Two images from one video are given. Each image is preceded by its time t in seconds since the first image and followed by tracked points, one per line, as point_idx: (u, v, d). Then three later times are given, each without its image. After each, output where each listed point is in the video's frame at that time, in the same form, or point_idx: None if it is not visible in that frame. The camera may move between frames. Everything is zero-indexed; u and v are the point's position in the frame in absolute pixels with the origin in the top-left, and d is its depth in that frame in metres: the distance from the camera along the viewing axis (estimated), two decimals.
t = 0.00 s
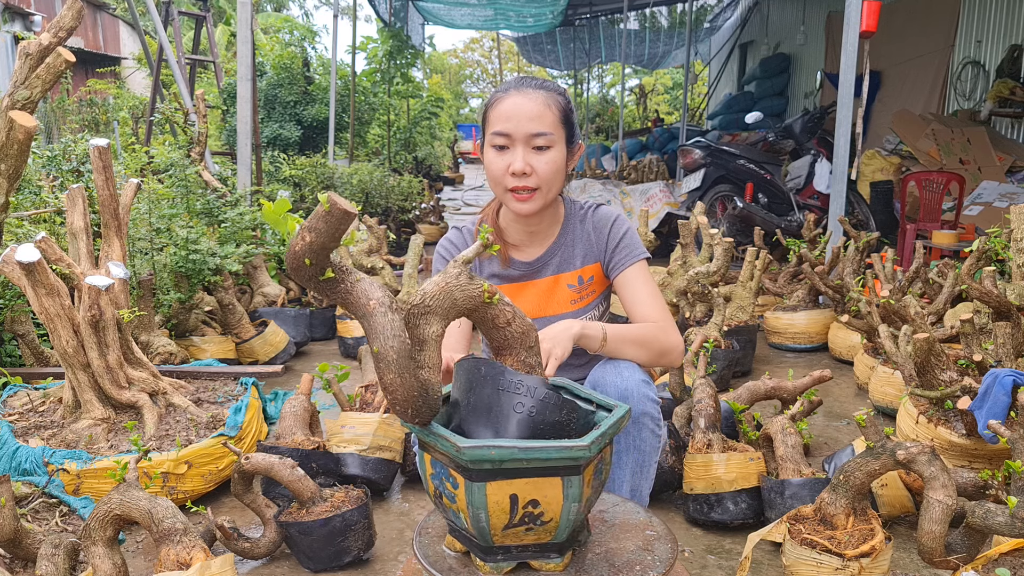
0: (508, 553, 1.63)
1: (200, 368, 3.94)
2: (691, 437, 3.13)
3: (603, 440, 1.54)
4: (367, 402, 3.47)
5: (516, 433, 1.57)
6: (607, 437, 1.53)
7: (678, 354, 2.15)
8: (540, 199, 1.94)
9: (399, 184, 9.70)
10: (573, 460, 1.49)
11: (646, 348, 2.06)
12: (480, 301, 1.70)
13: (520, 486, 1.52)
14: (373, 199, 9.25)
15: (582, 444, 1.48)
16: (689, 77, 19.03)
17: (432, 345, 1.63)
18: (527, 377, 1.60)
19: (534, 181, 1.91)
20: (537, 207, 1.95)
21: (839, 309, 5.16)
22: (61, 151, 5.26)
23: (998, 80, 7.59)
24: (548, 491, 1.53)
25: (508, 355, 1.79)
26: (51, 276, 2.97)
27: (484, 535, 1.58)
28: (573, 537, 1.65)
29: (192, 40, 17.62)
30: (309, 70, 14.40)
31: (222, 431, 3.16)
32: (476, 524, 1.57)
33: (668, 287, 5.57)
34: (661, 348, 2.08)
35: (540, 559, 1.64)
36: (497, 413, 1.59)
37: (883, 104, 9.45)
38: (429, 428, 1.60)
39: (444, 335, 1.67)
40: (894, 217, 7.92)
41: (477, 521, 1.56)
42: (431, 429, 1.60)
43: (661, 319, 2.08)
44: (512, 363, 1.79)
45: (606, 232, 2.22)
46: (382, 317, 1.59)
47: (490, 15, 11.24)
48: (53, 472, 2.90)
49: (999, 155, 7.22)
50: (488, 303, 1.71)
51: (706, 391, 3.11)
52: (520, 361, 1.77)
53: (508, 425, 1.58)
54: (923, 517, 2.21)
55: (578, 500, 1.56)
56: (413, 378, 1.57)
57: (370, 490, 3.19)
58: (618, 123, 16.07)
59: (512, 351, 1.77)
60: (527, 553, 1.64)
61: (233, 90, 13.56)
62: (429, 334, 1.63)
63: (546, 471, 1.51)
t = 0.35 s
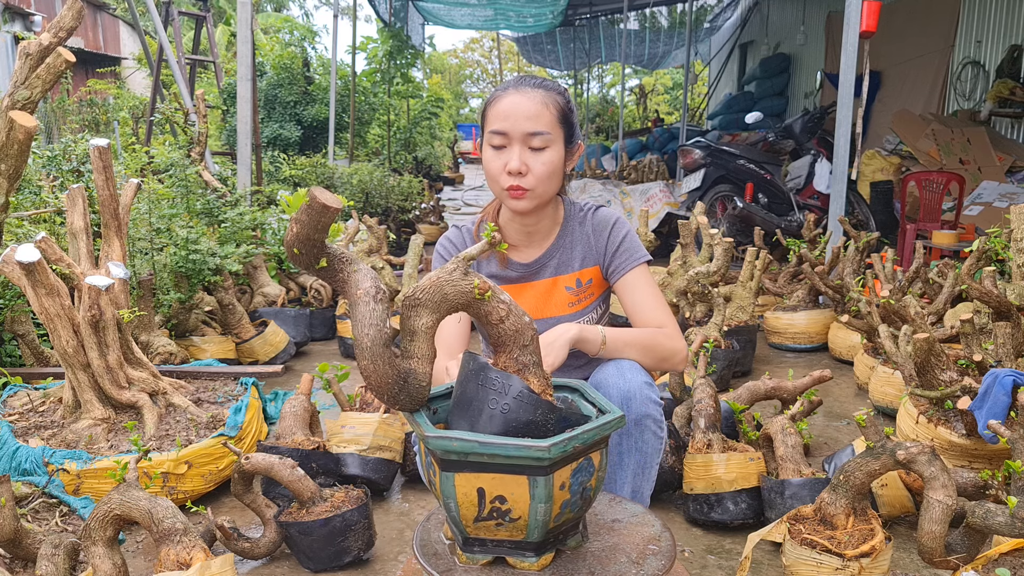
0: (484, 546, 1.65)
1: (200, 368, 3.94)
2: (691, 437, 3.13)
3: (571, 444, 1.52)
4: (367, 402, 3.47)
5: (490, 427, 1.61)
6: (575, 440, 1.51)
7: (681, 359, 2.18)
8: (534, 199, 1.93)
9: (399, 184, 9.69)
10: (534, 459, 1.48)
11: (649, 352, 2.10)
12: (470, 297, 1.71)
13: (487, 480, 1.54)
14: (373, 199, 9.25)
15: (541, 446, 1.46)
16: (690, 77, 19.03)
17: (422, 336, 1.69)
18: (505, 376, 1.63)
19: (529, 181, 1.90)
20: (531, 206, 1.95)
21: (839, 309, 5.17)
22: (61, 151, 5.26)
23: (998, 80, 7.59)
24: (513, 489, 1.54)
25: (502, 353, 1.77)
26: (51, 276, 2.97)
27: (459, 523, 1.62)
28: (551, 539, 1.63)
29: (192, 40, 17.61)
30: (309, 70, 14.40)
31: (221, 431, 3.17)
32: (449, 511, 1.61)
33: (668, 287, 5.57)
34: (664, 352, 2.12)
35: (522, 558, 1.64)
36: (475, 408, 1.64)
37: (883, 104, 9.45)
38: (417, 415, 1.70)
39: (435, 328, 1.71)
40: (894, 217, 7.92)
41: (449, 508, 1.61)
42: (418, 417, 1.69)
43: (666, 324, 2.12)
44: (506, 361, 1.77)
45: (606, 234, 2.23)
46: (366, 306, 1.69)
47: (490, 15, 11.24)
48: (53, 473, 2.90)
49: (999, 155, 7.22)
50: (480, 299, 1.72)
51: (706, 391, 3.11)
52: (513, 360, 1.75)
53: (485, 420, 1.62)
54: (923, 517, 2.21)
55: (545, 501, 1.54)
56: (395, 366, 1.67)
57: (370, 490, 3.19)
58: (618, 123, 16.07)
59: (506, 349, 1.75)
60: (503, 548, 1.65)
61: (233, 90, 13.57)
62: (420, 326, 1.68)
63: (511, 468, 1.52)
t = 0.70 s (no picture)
0: (461, 530, 1.70)
1: (200, 368, 3.94)
2: (691, 437, 3.13)
3: (522, 441, 1.51)
4: (367, 402, 3.46)
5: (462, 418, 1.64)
6: (526, 438, 1.51)
7: (668, 360, 2.13)
8: (525, 196, 1.94)
9: (399, 184, 9.69)
10: (483, 452, 1.51)
11: (630, 354, 2.08)
12: (471, 290, 1.73)
13: (450, 465, 1.60)
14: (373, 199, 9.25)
15: (486, 438, 1.49)
16: (689, 78, 19.04)
17: (429, 324, 1.79)
18: (481, 369, 1.64)
19: (520, 178, 1.91)
20: (523, 204, 1.95)
21: (839, 309, 5.17)
22: (61, 152, 5.26)
23: (998, 80, 7.59)
24: (472, 479, 1.57)
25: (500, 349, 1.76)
26: (51, 276, 2.97)
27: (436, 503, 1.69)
28: (519, 534, 1.64)
29: (192, 40, 17.62)
30: (309, 70, 14.40)
31: (222, 431, 3.17)
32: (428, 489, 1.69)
33: (669, 287, 5.57)
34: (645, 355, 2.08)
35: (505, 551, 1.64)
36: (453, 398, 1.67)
37: (883, 104, 9.45)
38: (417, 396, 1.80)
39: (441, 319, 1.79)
40: (894, 217, 7.93)
41: (429, 491, 1.67)
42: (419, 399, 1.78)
43: (652, 325, 2.09)
44: (502, 356, 1.75)
45: (599, 232, 2.22)
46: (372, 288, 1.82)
47: (491, 15, 11.24)
48: (53, 472, 2.89)
49: (999, 155, 7.22)
50: (480, 293, 1.73)
51: (706, 391, 3.10)
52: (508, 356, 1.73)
53: (459, 409, 1.65)
54: (924, 517, 2.21)
55: (500, 495, 1.56)
56: (393, 347, 1.77)
57: (370, 490, 3.19)
58: (618, 124, 16.08)
59: (503, 345, 1.74)
60: (475, 536, 1.68)
61: (233, 90, 13.57)
62: (426, 314, 1.78)
63: (468, 457, 1.55)
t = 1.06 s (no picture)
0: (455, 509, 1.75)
1: (200, 369, 3.94)
2: (691, 437, 3.13)
3: (472, 432, 1.51)
4: (367, 402, 3.46)
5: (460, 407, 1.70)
6: (477, 429, 1.51)
7: (666, 355, 2.11)
8: (524, 196, 1.95)
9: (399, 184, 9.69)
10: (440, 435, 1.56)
11: (627, 352, 2.05)
12: (487, 285, 1.76)
13: (433, 444, 1.67)
14: (373, 199, 9.26)
15: (439, 422, 1.54)
16: (690, 77, 19.05)
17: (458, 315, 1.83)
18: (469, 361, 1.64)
19: (518, 178, 1.91)
20: (521, 204, 1.96)
21: (839, 309, 5.17)
22: (61, 151, 5.26)
23: (998, 80, 7.59)
24: (443, 460, 1.63)
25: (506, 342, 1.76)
26: (51, 276, 2.97)
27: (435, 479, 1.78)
28: (491, 524, 1.65)
29: (192, 40, 17.62)
30: (309, 70, 14.40)
31: (222, 431, 3.17)
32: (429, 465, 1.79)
33: (669, 287, 5.57)
34: (641, 353, 2.06)
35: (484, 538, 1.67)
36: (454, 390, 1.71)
37: (883, 104, 9.46)
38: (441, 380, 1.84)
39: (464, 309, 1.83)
40: (894, 217, 7.93)
41: (439, 484, 1.70)
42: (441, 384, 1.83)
43: (649, 321, 2.08)
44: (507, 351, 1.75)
45: (595, 228, 2.22)
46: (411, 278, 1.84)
47: (491, 15, 11.24)
48: (53, 472, 2.89)
49: (999, 155, 7.22)
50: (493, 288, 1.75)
51: (706, 392, 3.10)
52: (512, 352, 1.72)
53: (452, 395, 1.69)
54: (924, 517, 2.22)
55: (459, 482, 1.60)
56: (421, 331, 1.80)
57: (371, 490, 3.19)
58: (618, 123, 16.08)
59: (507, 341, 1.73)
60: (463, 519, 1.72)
61: (233, 90, 13.57)
62: (457, 305, 1.82)
63: (437, 438, 1.62)
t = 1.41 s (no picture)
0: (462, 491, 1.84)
1: (200, 369, 3.94)
2: (691, 437, 3.13)
3: (444, 416, 1.59)
4: (367, 402, 3.46)
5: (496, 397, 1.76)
6: (448, 414, 1.58)
7: (667, 355, 2.11)
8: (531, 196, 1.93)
9: (399, 184, 9.69)
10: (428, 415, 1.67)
11: (629, 352, 2.03)
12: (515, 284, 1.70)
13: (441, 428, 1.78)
14: (373, 199, 9.26)
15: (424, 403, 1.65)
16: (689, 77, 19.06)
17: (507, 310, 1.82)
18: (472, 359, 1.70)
19: (527, 178, 1.90)
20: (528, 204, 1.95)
21: (839, 309, 5.17)
22: (61, 151, 5.26)
23: (998, 80, 7.59)
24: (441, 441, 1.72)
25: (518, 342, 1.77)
26: (51, 276, 2.97)
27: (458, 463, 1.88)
28: (478, 512, 1.69)
29: (192, 40, 17.64)
30: (309, 70, 14.41)
31: (222, 431, 3.17)
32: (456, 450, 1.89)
33: (669, 287, 5.57)
34: (644, 352, 2.05)
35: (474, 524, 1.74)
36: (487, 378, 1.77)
37: (883, 104, 9.46)
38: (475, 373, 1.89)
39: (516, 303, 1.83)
40: (894, 217, 7.93)
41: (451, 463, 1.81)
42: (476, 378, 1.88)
43: (651, 320, 2.08)
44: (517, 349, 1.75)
45: (594, 229, 2.23)
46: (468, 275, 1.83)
47: (491, 15, 11.24)
48: (53, 473, 2.89)
49: (999, 155, 7.22)
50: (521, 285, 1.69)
51: (706, 392, 3.10)
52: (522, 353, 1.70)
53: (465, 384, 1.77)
54: (923, 517, 2.22)
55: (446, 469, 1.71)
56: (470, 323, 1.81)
57: (371, 490, 3.19)
58: (618, 123, 16.08)
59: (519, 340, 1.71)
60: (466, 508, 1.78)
61: (233, 90, 13.57)
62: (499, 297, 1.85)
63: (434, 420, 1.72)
